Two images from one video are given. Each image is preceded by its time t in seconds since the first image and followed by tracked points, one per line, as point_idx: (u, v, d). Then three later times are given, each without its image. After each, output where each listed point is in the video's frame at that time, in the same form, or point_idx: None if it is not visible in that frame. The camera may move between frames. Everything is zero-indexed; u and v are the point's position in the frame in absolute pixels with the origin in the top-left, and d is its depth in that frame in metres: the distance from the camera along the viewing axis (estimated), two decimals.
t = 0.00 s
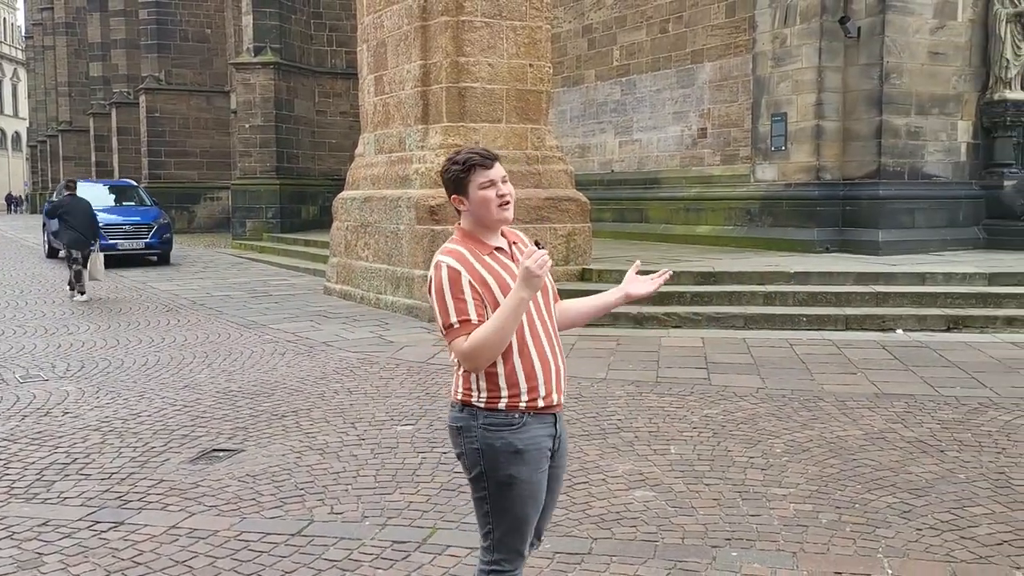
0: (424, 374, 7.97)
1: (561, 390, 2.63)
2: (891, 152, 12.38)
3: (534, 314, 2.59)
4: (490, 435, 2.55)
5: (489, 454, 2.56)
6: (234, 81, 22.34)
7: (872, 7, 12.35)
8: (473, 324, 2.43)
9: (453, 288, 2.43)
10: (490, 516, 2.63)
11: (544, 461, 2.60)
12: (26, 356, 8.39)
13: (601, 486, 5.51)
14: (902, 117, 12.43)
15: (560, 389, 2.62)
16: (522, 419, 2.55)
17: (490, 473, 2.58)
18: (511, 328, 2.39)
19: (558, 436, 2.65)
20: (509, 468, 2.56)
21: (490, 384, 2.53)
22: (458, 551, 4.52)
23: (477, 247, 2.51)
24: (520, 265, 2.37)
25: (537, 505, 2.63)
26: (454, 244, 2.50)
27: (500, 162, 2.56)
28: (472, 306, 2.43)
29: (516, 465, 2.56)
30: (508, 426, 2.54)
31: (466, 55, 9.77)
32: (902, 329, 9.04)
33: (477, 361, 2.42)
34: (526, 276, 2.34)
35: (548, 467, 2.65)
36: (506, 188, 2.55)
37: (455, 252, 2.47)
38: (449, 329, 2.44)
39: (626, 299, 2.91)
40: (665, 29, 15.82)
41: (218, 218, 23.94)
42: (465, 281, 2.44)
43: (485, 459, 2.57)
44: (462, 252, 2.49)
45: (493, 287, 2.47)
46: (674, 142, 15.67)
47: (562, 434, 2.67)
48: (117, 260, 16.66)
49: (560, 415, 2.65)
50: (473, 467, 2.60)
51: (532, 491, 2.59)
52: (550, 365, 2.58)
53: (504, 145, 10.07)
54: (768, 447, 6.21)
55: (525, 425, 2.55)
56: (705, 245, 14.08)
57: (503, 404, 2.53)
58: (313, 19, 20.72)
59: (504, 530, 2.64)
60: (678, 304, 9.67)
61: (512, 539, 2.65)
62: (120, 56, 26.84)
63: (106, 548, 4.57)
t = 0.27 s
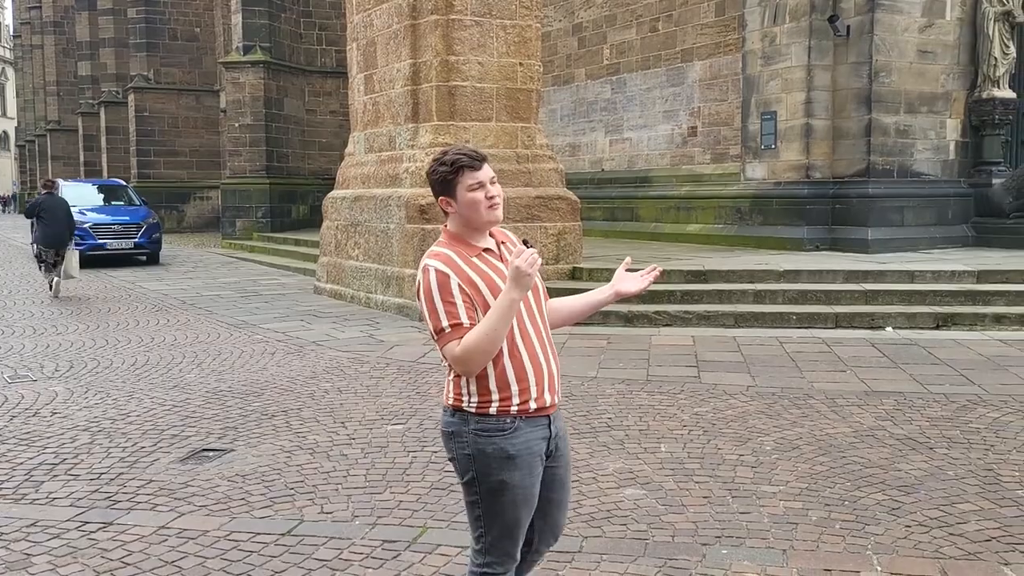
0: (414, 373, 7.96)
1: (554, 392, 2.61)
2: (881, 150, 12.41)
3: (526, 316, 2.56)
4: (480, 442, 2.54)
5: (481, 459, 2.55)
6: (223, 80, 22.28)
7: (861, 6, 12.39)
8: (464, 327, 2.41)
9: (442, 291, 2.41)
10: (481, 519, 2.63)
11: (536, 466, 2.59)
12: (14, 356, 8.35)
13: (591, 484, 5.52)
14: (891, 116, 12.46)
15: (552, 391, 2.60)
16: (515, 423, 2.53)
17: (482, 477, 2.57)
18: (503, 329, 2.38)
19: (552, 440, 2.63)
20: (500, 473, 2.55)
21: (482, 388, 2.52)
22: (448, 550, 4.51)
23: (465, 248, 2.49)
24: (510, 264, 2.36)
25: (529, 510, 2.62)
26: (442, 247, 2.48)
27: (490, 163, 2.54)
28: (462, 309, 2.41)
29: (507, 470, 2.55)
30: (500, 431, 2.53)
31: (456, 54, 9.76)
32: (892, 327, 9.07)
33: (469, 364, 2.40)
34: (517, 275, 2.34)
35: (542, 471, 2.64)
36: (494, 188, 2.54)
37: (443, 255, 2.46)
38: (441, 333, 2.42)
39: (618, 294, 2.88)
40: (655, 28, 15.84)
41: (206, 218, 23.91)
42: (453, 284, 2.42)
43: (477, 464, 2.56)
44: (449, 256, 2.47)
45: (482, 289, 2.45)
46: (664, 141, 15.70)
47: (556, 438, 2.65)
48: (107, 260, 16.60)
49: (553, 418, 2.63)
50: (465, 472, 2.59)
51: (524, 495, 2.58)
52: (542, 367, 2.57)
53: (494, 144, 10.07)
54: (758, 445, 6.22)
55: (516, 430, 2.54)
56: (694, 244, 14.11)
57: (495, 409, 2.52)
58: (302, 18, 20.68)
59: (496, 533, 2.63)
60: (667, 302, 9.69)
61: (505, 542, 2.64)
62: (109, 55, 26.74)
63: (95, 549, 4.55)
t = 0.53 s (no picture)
0: (405, 373, 7.96)
1: (541, 397, 2.58)
2: (872, 149, 12.45)
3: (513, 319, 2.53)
4: (465, 445, 2.54)
5: (465, 462, 2.55)
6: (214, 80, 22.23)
7: (851, 6, 12.41)
8: (447, 320, 2.40)
9: (425, 282, 2.41)
10: (469, 523, 2.63)
11: (524, 470, 2.57)
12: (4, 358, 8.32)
13: (583, 484, 5.52)
14: (882, 115, 12.49)
15: (538, 396, 2.57)
16: (499, 428, 2.52)
17: (468, 482, 2.57)
18: (485, 324, 2.36)
19: (543, 444, 2.60)
20: (485, 476, 2.54)
21: (465, 389, 2.51)
22: (440, 550, 4.51)
23: (456, 243, 2.50)
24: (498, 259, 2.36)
25: (518, 514, 2.60)
26: (432, 241, 2.50)
27: (492, 158, 2.58)
28: (446, 302, 2.40)
29: (492, 474, 2.54)
30: (484, 435, 2.52)
31: (447, 54, 9.75)
32: (883, 327, 9.09)
33: (449, 358, 2.38)
34: (503, 269, 2.33)
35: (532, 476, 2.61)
36: (491, 184, 2.56)
37: (432, 248, 2.47)
38: (423, 325, 2.41)
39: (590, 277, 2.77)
40: (646, 28, 15.85)
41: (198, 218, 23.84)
42: (437, 276, 2.43)
43: (462, 468, 2.56)
44: (437, 250, 2.48)
45: (468, 284, 2.46)
46: (656, 141, 15.72)
47: (547, 443, 2.62)
48: (98, 260, 16.56)
49: (544, 422, 2.60)
50: (452, 475, 2.60)
51: (510, 500, 2.56)
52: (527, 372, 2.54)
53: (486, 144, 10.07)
54: (750, 444, 6.23)
55: (500, 433, 2.52)
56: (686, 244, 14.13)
57: (479, 414, 2.52)
58: (293, 18, 20.65)
59: (484, 537, 2.62)
60: (659, 302, 9.70)
61: (493, 546, 2.63)
62: (99, 55, 26.65)
63: (85, 550, 4.54)
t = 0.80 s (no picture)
0: (399, 374, 7.95)
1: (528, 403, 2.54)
2: (864, 149, 12.47)
3: (506, 323, 2.49)
4: (444, 441, 2.56)
5: (444, 458, 2.58)
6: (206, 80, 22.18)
7: (843, 6, 12.44)
8: (437, 322, 2.42)
9: (418, 282, 2.45)
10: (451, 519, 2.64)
11: (501, 473, 2.54)
12: None
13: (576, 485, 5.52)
14: (873, 114, 12.52)
15: (524, 402, 2.53)
16: (475, 427, 2.51)
17: (445, 478, 2.58)
18: (472, 329, 2.36)
19: (527, 447, 2.56)
20: (460, 474, 2.54)
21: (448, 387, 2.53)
22: (434, 551, 4.51)
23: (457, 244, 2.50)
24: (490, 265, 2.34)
25: (496, 515, 2.58)
26: (435, 240, 2.51)
27: (509, 160, 2.54)
28: (437, 305, 2.43)
29: (468, 473, 2.54)
30: (460, 433, 2.53)
31: (440, 54, 9.75)
32: (875, 325, 9.11)
33: (435, 359, 2.41)
34: (491, 276, 2.31)
35: (515, 479, 2.58)
36: (503, 186, 2.52)
37: (432, 248, 2.49)
38: (417, 325, 2.45)
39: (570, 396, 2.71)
40: (638, 27, 15.86)
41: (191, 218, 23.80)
42: (430, 278, 2.45)
43: (441, 464, 2.58)
44: (438, 250, 2.50)
45: (462, 288, 2.45)
46: (649, 141, 15.74)
47: (533, 447, 2.57)
48: (90, 262, 16.52)
49: (528, 426, 2.55)
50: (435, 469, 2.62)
51: (486, 500, 2.55)
52: (511, 377, 2.50)
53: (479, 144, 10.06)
54: (743, 443, 6.24)
55: (476, 433, 2.52)
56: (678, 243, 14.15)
57: (456, 411, 2.53)
58: (285, 18, 20.63)
59: (463, 534, 2.62)
60: (652, 302, 9.71)
61: (473, 545, 2.62)
62: (91, 56, 26.58)
63: (77, 553, 4.53)
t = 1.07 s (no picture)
0: (392, 375, 7.94)
1: (528, 410, 2.51)
2: (856, 148, 12.51)
3: (513, 328, 2.46)
4: (445, 435, 2.58)
5: (445, 452, 2.59)
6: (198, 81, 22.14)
7: (835, 6, 12.46)
8: (448, 321, 2.44)
9: (435, 279, 2.47)
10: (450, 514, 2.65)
11: (497, 474, 2.53)
12: None
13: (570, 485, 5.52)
14: (866, 114, 12.55)
15: (524, 408, 2.51)
16: (473, 424, 2.52)
17: (446, 471, 2.60)
18: (478, 333, 2.37)
19: (525, 450, 2.54)
20: (457, 469, 2.56)
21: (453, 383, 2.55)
22: (427, 551, 4.51)
23: (480, 246, 2.48)
24: (502, 272, 2.35)
25: (490, 514, 2.57)
26: (459, 238, 2.52)
27: (548, 171, 2.49)
28: (449, 304, 2.44)
29: (464, 469, 2.55)
30: (460, 428, 2.54)
31: (432, 55, 9.74)
32: (868, 325, 9.12)
33: (442, 357, 2.44)
34: (501, 284, 2.32)
35: (513, 480, 2.57)
36: (536, 198, 2.47)
37: (454, 247, 2.49)
38: (429, 321, 2.48)
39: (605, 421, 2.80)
40: (631, 28, 15.88)
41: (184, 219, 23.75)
42: (447, 277, 2.46)
43: (442, 457, 2.60)
44: (461, 249, 2.50)
45: (477, 290, 2.45)
46: (641, 141, 15.76)
47: (532, 450, 2.54)
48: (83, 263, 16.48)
49: (528, 430, 2.53)
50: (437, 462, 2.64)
51: (480, 498, 2.55)
52: (512, 382, 2.48)
53: (472, 144, 10.06)
54: (736, 443, 6.25)
55: (473, 430, 2.52)
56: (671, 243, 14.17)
57: (458, 407, 2.54)
58: (278, 19, 20.61)
59: (460, 530, 2.63)
60: (645, 302, 9.72)
61: (468, 541, 2.62)
62: (82, 57, 26.51)
63: (70, 555, 4.52)
